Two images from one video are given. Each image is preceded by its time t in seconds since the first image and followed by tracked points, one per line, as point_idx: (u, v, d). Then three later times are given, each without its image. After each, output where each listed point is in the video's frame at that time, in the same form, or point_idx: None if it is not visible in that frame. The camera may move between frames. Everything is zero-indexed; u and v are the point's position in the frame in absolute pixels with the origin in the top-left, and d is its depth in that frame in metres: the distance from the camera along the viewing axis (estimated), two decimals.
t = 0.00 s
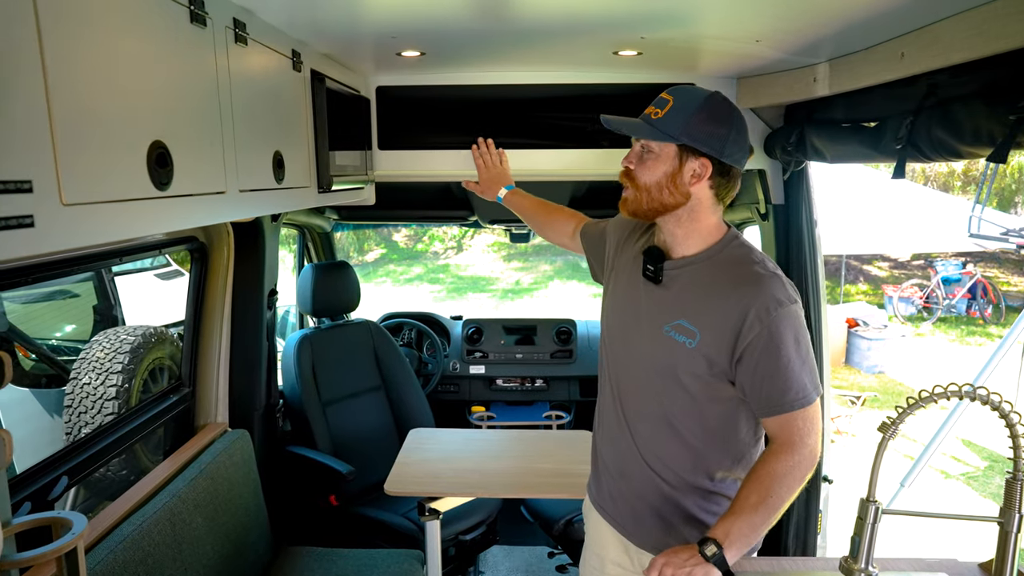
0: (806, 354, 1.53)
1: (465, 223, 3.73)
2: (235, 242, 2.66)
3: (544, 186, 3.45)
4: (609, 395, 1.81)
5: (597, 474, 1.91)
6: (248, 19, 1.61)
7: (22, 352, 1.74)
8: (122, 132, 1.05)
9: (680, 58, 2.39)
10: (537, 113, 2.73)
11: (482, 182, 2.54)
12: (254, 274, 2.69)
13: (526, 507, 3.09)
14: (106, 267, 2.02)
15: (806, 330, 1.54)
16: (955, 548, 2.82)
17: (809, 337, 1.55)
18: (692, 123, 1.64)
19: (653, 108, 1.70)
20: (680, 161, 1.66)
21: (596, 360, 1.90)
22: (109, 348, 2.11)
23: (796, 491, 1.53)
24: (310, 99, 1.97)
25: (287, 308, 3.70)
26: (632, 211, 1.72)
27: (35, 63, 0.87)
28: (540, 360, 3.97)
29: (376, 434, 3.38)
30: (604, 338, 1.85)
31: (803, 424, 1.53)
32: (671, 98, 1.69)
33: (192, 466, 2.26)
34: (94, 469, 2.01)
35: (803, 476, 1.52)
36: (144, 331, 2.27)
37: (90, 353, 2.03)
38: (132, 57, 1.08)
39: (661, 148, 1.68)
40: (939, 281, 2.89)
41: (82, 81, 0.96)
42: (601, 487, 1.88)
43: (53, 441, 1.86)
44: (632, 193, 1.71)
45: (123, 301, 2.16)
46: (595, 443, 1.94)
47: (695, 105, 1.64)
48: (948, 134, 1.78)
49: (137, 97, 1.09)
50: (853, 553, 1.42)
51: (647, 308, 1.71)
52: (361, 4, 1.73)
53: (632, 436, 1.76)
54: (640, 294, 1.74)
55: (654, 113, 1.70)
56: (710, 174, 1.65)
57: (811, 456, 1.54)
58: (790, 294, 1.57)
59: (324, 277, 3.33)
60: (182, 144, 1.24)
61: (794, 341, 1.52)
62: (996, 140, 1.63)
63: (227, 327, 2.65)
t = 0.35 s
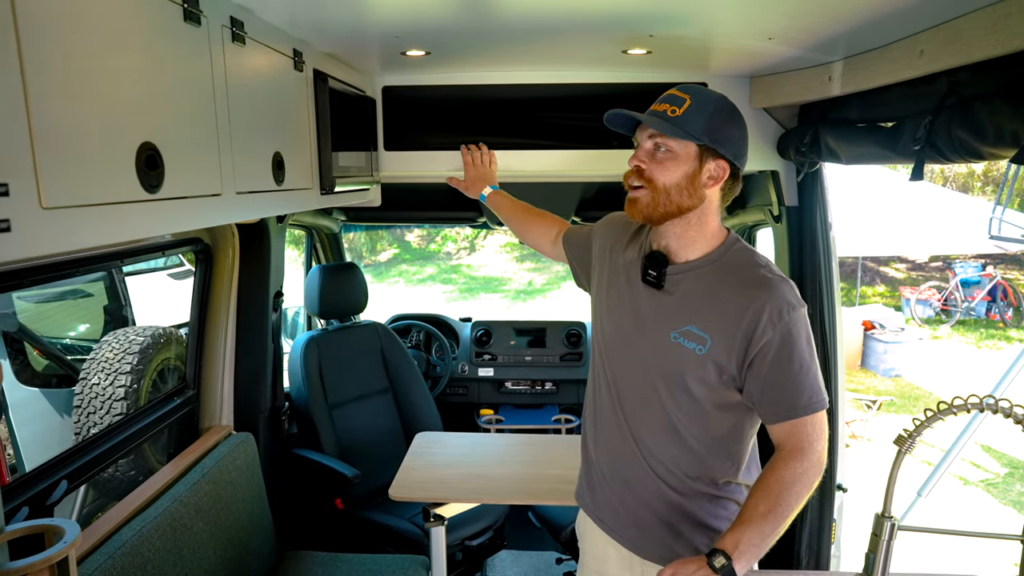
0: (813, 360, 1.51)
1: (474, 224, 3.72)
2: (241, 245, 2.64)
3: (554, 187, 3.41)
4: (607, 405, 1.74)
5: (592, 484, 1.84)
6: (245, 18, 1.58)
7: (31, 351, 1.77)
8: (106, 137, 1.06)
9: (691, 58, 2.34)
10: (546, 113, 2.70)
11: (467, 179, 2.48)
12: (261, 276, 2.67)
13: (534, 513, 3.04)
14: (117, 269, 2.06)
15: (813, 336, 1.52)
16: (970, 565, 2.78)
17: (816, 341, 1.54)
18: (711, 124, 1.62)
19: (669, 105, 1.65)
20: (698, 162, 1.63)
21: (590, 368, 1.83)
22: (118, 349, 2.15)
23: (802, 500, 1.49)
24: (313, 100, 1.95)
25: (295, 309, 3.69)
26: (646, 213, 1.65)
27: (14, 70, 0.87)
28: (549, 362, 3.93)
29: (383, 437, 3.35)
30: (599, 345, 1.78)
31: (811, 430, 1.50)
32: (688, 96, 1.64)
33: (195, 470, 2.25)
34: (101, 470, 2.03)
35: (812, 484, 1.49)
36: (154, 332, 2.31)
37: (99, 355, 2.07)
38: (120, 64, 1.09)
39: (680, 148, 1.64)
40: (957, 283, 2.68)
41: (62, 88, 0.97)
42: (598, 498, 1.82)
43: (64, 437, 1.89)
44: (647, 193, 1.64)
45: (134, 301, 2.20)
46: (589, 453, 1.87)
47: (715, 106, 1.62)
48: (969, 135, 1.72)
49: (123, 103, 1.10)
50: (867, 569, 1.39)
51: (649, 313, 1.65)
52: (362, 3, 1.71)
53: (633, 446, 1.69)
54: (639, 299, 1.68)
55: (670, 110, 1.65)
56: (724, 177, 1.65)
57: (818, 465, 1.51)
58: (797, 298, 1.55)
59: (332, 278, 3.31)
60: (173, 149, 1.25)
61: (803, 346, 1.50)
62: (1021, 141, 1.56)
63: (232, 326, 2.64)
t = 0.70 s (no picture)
0: (813, 365, 1.48)
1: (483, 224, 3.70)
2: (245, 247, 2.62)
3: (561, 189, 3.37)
4: (603, 412, 1.69)
5: (587, 494, 1.80)
6: (242, 20, 1.57)
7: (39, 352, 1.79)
8: (90, 142, 1.04)
9: (698, 58, 2.30)
10: (551, 115, 2.66)
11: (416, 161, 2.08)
12: (264, 279, 2.66)
13: (538, 520, 3.01)
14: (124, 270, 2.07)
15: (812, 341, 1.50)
16: None
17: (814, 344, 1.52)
18: (721, 127, 1.59)
19: (680, 105, 1.60)
20: (707, 165, 1.60)
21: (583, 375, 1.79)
22: (125, 350, 2.16)
23: (803, 511, 1.46)
24: (312, 101, 1.93)
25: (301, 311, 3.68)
26: (651, 215, 1.60)
27: None
28: (556, 366, 3.89)
29: (388, 440, 3.32)
30: (593, 352, 1.73)
31: (813, 438, 1.47)
32: (699, 96, 1.60)
33: (195, 474, 2.24)
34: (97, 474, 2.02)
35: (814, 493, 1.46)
36: (160, 333, 2.33)
37: (106, 355, 2.10)
38: (105, 69, 1.07)
39: (689, 151, 1.60)
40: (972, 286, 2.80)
41: (40, 92, 0.94)
42: (593, 508, 1.77)
43: (69, 438, 1.92)
44: (654, 196, 1.60)
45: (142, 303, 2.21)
46: (583, 461, 1.83)
47: (727, 109, 1.58)
48: (985, 138, 1.67)
49: (108, 106, 1.08)
50: None
51: (646, 318, 1.61)
52: (360, 4, 1.68)
53: (630, 455, 1.65)
54: (635, 304, 1.63)
55: (681, 110, 1.59)
56: (730, 182, 1.63)
57: (819, 475, 1.48)
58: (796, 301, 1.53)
59: (337, 279, 3.28)
60: (160, 154, 1.22)
61: (804, 351, 1.47)
62: None
63: (235, 329, 2.62)
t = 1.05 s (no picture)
0: (812, 366, 1.49)
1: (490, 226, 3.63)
2: (248, 250, 2.60)
3: (568, 191, 3.34)
4: (600, 423, 1.64)
5: (581, 505, 1.75)
6: (238, 20, 1.55)
7: (46, 353, 1.80)
8: (78, 146, 1.02)
9: (705, 58, 2.26)
10: (556, 117, 2.63)
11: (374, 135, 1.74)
12: (268, 281, 2.64)
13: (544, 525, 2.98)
14: (133, 272, 2.09)
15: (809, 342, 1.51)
16: None
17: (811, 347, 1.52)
18: (727, 135, 1.57)
19: (687, 112, 1.56)
20: (712, 174, 1.58)
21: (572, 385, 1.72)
22: (131, 351, 2.19)
23: (799, 515, 1.46)
24: (312, 103, 1.91)
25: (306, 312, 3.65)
26: (658, 221, 1.53)
27: None
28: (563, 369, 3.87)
29: (393, 443, 3.30)
30: (585, 360, 1.67)
31: (806, 439, 1.48)
32: (705, 103, 1.57)
33: (197, 478, 2.23)
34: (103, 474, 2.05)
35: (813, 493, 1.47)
36: (166, 334, 2.34)
37: (112, 357, 2.12)
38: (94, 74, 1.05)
39: (696, 159, 1.56)
40: (988, 288, 2.79)
41: (25, 95, 0.92)
42: (587, 519, 1.73)
43: (76, 437, 1.95)
44: (661, 203, 1.54)
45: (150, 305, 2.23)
46: (573, 472, 1.78)
47: (732, 116, 1.56)
48: (1001, 140, 1.62)
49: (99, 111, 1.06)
50: None
51: (647, 324, 1.57)
52: (358, 4, 1.65)
53: (631, 465, 1.60)
54: (634, 310, 1.59)
55: (688, 117, 1.55)
56: (731, 191, 1.63)
57: (812, 476, 1.48)
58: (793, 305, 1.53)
59: (342, 282, 3.26)
60: (149, 159, 1.20)
61: (805, 353, 1.48)
62: None
63: (237, 331, 2.60)
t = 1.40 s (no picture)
0: (811, 368, 1.47)
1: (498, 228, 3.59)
2: (252, 252, 2.58)
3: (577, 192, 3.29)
4: (599, 432, 1.59)
5: (578, 518, 1.70)
6: (234, 19, 1.52)
7: (55, 354, 1.87)
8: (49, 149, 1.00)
9: (716, 57, 2.21)
10: (564, 117, 2.58)
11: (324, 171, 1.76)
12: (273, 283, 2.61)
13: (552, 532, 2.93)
14: (141, 273, 2.12)
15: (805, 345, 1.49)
16: None
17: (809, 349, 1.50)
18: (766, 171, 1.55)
19: (745, 140, 1.50)
20: (742, 204, 1.56)
21: (568, 395, 1.66)
22: (138, 351, 2.23)
23: (801, 523, 1.43)
24: (315, 102, 1.89)
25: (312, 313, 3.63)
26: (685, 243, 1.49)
27: None
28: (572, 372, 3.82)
29: (399, 447, 3.27)
30: (581, 367, 1.63)
31: (805, 445, 1.45)
32: (760, 132, 1.52)
33: (199, 481, 2.21)
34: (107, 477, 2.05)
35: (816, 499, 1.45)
36: (174, 335, 2.38)
37: (121, 357, 2.17)
38: (70, 72, 1.03)
39: (737, 188, 1.52)
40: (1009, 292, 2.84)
41: None
42: (585, 529, 1.68)
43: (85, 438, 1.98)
44: (697, 228, 1.48)
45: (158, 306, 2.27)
46: (568, 484, 1.73)
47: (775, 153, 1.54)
48: None
49: (79, 113, 1.05)
50: None
51: (647, 330, 1.53)
52: (359, 2, 1.61)
53: (630, 474, 1.56)
54: (632, 315, 1.55)
55: (744, 145, 1.49)
56: (745, 218, 1.62)
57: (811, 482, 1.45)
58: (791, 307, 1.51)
59: (349, 284, 3.23)
60: (136, 162, 1.19)
61: (803, 355, 1.46)
62: None
63: (242, 333, 2.59)
